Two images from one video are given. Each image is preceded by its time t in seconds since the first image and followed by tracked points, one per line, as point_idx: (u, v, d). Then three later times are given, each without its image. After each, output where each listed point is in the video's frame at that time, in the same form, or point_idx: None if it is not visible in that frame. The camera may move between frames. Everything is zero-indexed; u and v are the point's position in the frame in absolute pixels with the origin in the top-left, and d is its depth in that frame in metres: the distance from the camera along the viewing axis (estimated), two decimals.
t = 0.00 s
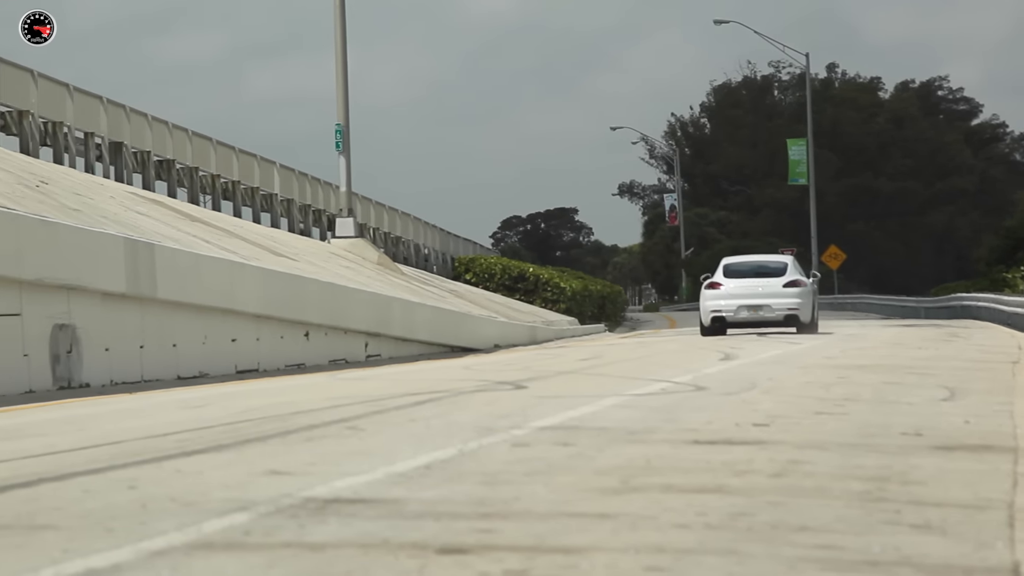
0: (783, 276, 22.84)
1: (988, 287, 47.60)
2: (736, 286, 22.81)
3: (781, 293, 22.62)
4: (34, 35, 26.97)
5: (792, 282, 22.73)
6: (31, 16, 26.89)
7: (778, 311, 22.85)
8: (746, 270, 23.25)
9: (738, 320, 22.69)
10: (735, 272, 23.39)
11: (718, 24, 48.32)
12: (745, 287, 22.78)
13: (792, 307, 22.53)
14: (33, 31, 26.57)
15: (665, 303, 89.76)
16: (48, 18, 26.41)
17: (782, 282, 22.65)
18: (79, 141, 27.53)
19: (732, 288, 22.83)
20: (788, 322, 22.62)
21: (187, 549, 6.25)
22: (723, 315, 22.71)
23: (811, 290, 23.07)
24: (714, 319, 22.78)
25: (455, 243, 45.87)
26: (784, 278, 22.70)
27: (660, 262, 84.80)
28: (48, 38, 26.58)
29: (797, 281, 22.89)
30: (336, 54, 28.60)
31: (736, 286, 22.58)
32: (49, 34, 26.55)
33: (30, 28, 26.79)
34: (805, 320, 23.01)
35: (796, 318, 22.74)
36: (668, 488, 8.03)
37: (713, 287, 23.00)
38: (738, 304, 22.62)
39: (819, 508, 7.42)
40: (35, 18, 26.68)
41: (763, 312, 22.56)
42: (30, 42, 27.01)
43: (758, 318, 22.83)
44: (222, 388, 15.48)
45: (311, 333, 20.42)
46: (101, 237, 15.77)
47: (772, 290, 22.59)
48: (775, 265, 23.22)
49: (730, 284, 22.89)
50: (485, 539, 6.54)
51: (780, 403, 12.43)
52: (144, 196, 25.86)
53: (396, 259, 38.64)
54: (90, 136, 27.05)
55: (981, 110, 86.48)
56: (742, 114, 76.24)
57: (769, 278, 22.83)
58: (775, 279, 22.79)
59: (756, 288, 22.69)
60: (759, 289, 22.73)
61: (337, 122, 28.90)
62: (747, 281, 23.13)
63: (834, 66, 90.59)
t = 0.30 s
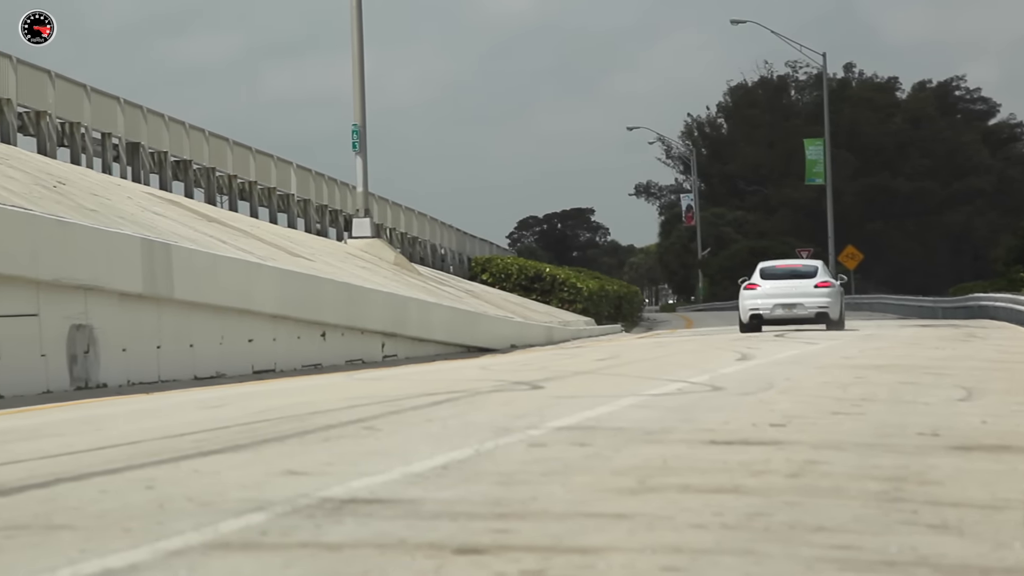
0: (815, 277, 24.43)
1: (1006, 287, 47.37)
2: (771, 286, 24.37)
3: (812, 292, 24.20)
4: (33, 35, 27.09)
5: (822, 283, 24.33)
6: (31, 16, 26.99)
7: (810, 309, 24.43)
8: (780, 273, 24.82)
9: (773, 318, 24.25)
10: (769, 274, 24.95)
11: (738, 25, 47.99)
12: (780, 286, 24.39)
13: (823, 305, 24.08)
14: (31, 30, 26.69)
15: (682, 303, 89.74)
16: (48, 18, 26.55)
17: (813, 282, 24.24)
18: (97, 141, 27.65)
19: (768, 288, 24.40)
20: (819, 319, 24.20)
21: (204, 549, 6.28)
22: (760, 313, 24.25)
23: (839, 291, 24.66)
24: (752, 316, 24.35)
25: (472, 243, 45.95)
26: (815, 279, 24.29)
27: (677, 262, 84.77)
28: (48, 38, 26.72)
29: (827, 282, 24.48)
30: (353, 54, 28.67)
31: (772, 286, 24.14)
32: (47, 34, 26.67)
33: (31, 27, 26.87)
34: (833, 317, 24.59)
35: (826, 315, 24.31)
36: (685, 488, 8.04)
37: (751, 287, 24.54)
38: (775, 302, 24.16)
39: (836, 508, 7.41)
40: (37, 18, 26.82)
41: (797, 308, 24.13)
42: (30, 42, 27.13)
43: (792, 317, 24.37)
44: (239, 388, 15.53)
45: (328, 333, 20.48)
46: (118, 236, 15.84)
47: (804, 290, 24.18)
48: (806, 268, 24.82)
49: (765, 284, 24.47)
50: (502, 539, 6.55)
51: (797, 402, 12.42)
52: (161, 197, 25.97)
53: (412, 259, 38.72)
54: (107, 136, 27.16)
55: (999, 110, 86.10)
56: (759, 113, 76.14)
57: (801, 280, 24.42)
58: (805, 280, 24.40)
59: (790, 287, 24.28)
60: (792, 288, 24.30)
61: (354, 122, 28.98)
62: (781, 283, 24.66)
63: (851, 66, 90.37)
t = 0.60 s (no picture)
0: (836, 279, 26.15)
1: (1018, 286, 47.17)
2: (794, 287, 26.13)
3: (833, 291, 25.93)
4: (34, 35, 27.17)
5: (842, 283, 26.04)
6: (31, 16, 27.07)
7: (831, 308, 26.11)
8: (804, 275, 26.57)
9: (797, 316, 25.97)
10: (794, 277, 26.69)
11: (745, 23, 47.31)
12: (803, 287, 26.15)
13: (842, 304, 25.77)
14: (31, 31, 26.77)
15: (692, 302, 89.62)
16: (47, 18, 26.62)
17: (833, 282, 25.98)
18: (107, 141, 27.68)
19: (792, 289, 26.15)
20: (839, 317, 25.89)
21: (214, 549, 6.30)
22: (785, 311, 26.02)
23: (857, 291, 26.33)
24: (778, 314, 26.06)
25: (482, 243, 45.97)
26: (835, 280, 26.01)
27: (687, 262, 84.66)
28: (47, 38, 26.79)
29: (847, 283, 26.13)
30: (363, 54, 28.69)
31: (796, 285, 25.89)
32: (46, 34, 26.75)
33: (31, 27, 26.96)
34: (853, 314, 26.31)
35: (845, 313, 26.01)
36: (696, 488, 8.03)
37: (777, 288, 26.30)
38: (799, 301, 25.89)
39: (846, 508, 7.40)
40: (35, 19, 26.90)
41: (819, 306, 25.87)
42: (30, 42, 27.21)
43: (815, 315, 26.03)
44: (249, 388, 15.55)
45: (338, 333, 20.51)
46: (129, 236, 15.88)
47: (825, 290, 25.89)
48: (827, 271, 26.58)
49: (789, 285, 26.24)
50: (512, 539, 6.56)
51: (807, 402, 12.40)
52: (172, 196, 26.03)
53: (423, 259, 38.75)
54: (118, 136, 27.21)
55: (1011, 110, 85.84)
56: (770, 112, 76.07)
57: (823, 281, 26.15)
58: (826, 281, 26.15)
59: (813, 287, 26.06)
60: (815, 289, 26.01)
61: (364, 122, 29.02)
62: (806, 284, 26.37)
63: (862, 67, 90.20)
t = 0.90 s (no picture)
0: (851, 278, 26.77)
1: None
2: (811, 286, 26.74)
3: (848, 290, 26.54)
4: (34, 36, 27.22)
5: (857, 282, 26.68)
6: (31, 16, 27.12)
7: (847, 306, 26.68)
8: (820, 275, 27.18)
9: (814, 314, 26.57)
10: (811, 277, 27.28)
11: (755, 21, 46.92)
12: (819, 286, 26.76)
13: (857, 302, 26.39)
14: (30, 31, 26.82)
15: (700, 301, 89.49)
16: (46, 18, 26.67)
17: (848, 282, 26.67)
18: (115, 141, 27.70)
19: (809, 288, 26.75)
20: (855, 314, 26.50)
21: (222, 549, 6.31)
22: (803, 310, 26.57)
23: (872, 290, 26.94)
24: (796, 312, 26.64)
25: (491, 243, 45.98)
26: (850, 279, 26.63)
27: (695, 262, 84.57)
28: (46, 38, 26.83)
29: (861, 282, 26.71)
30: (371, 54, 28.68)
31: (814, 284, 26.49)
32: (45, 33, 26.80)
33: (31, 27, 27.00)
34: (865, 314, 27.02)
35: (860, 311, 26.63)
36: (703, 488, 8.02)
37: (795, 287, 26.90)
38: (816, 299, 26.49)
39: (854, 508, 7.39)
40: (34, 18, 26.97)
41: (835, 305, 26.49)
42: (30, 42, 27.25)
43: (832, 313, 26.63)
44: (257, 388, 15.52)
45: (345, 333, 20.53)
46: (137, 237, 15.91)
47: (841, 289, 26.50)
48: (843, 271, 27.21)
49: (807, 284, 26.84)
50: (519, 539, 6.55)
51: (814, 402, 12.36)
52: (180, 197, 26.07)
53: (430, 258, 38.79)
54: (125, 136, 27.25)
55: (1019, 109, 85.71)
56: (778, 112, 76.05)
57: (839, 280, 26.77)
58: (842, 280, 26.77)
59: (829, 285, 26.69)
60: (832, 288, 26.62)
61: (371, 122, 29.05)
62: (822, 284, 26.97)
63: (870, 67, 90.16)
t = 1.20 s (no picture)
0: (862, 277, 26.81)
1: None
2: (823, 286, 26.79)
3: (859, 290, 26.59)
4: (34, 35, 27.25)
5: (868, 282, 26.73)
6: (30, 16, 27.15)
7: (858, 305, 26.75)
8: (832, 275, 27.22)
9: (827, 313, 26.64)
10: (823, 277, 27.33)
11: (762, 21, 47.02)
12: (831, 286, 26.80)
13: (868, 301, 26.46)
14: (30, 31, 26.86)
15: (708, 301, 89.40)
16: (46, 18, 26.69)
17: (859, 281, 26.73)
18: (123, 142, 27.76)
19: (821, 288, 26.80)
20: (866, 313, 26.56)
21: (230, 548, 6.32)
22: (816, 309, 26.62)
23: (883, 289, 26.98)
24: (809, 312, 26.70)
25: (497, 244, 46.01)
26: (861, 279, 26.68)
27: (702, 261, 84.40)
28: (46, 38, 26.86)
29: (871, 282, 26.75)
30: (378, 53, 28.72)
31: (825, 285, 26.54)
32: (45, 33, 26.83)
33: (30, 26, 27.03)
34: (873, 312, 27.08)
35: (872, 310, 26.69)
36: (711, 488, 8.01)
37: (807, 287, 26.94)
38: (828, 299, 26.54)
39: (863, 507, 7.38)
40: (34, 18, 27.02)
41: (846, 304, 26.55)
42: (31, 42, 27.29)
43: (843, 311, 26.71)
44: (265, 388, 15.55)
45: (353, 333, 20.56)
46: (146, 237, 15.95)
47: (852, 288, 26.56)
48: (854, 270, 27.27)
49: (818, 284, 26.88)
50: (527, 538, 6.56)
51: (822, 402, 12.34)
52: (188, 197, 26.11)
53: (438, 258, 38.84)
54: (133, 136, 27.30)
55: None
56: (785, 112, 76.06)
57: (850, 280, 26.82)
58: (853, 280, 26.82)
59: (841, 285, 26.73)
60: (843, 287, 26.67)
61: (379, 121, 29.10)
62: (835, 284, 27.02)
63: (877, 67, 90.16)
